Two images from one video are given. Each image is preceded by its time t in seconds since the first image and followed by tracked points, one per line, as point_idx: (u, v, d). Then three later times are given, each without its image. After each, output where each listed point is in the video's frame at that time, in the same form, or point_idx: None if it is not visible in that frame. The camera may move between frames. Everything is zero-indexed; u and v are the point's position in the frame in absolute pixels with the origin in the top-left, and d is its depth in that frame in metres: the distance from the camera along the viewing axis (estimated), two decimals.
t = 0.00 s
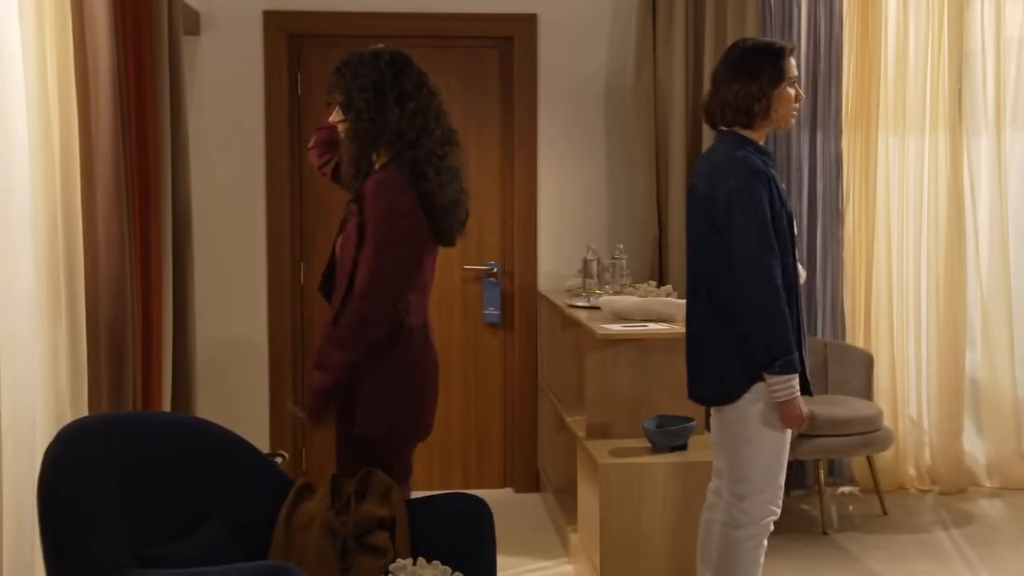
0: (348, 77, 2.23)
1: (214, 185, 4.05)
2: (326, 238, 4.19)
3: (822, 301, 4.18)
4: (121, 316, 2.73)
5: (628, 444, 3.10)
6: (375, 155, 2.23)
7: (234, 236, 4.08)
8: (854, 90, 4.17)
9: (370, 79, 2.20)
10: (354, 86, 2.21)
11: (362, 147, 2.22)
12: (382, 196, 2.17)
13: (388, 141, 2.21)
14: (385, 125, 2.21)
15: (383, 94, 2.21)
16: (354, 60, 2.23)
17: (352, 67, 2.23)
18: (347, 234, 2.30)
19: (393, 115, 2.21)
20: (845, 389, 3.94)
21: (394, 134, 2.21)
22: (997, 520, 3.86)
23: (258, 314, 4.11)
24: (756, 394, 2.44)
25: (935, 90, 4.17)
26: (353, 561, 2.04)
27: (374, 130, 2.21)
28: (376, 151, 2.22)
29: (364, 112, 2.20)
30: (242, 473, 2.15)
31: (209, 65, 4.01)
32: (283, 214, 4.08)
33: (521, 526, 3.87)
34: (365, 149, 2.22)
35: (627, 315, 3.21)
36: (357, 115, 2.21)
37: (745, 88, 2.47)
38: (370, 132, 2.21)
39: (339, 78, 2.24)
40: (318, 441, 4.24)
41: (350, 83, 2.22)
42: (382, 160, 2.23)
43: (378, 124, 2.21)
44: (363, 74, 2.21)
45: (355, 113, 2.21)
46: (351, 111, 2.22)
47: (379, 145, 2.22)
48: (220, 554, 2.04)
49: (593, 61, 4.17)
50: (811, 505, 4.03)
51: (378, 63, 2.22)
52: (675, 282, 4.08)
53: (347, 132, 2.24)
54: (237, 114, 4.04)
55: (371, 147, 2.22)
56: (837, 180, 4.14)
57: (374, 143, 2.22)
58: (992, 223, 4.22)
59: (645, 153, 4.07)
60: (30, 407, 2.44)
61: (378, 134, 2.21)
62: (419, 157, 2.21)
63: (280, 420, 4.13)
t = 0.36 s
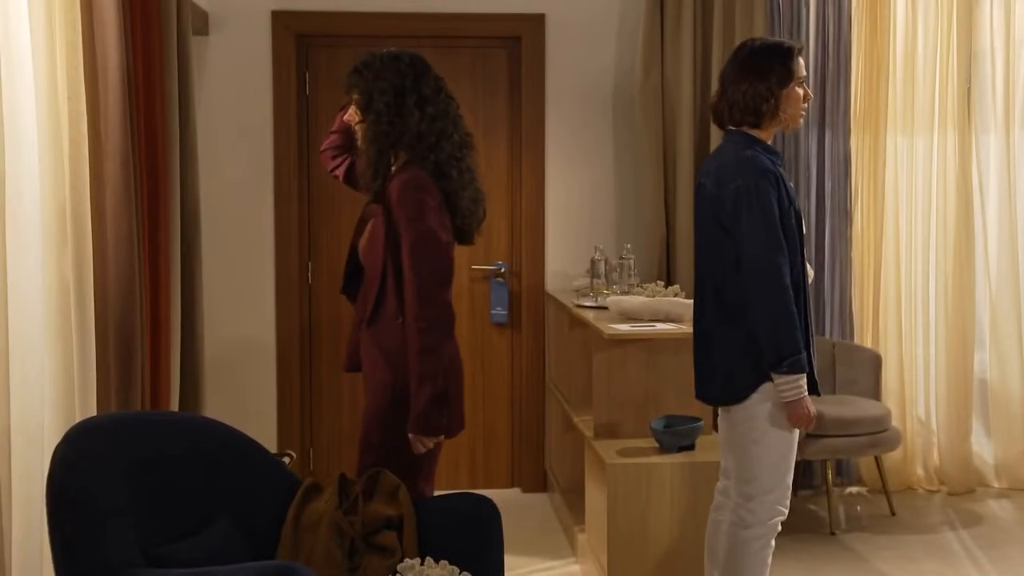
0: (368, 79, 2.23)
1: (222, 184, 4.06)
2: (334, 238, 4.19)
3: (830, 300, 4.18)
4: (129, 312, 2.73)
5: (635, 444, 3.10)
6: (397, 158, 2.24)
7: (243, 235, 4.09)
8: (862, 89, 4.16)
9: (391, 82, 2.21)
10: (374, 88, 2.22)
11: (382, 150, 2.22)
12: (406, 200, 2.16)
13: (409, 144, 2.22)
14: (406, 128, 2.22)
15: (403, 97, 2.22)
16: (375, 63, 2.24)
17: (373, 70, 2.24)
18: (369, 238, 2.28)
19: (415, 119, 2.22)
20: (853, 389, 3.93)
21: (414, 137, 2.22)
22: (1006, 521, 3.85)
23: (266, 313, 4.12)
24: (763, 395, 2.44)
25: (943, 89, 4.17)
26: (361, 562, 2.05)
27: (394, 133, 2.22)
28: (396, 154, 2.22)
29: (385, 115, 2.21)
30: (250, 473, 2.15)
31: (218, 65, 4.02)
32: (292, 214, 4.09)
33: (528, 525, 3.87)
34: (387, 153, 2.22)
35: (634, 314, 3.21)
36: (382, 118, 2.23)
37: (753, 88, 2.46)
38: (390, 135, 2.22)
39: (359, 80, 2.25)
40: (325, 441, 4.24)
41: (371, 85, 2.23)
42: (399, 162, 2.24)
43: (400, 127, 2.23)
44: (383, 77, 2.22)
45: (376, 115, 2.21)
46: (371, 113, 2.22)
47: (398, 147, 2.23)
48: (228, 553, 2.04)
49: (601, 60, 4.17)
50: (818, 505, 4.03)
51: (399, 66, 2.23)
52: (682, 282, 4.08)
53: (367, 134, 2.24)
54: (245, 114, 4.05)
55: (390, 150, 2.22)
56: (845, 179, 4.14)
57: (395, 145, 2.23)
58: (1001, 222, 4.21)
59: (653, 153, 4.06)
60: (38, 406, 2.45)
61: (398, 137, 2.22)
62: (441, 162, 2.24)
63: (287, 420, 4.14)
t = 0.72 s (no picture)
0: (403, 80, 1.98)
1: (222, 184, 4.06)
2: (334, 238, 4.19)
3: (829, 300, 4.18)
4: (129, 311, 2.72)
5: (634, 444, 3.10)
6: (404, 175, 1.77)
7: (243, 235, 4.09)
8: (863, 89, 4.16)
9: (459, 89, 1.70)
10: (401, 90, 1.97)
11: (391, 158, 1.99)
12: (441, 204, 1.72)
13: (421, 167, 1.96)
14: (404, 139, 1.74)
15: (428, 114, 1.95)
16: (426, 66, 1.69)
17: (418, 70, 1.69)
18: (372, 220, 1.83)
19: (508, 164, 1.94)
20: (854, 389, 3.93)
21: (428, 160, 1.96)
22: (1006, 521, 3.85)
23: (266, 313, 4.12)
24: (763, 394, 2.43)
25: (943, 88, 4.17)
26: (360, 560, 2.04)
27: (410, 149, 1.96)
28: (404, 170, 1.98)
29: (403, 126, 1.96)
30: (250, 472, 2.15)
31: (218, 65, 4.02)
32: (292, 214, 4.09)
33: (528, 525, 3.87)
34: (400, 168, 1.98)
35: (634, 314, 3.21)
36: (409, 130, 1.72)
37: (755, 88, 2.46)
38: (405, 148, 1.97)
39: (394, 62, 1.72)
40: (325, 440, 4.23)
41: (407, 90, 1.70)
42: (431, 175, 1.73)
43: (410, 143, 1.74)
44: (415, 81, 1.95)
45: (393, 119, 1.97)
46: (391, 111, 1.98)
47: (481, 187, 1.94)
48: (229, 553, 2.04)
49: (602, 60, 4.17)
50: (818, 505, 4.02)
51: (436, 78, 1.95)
52: (682, 281, 4.07)
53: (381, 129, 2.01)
54: (246, 114, 4.05)
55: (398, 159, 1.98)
56: (845, 179, 4.14)
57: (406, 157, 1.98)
58: (1001, 221, 4.21)
59: (653, 152, 4.06)
60: (38, 406, 2.45)
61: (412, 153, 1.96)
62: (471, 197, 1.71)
63: (287, 419, 4.14)
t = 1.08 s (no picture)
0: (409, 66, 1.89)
1: (221, 183, 4.06)
2: (333, 237, 4.19)
3: (828, 299, 4.18)
4: (128, 315, 2.72)
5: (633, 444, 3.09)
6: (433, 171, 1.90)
7: (242, 235, 4.09)
8: (861, 88, 4.16)
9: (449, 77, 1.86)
10: (410, 82, 1.88)
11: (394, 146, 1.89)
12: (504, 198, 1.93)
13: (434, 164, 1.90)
14: (449, 131, 1.88)
15: (439, 110, 1.86)
16: (478, 73, 1.88)
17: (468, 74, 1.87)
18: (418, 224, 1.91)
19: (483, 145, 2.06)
20: (853, 388, 3.93)
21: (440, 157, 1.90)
22: (1005, 520, 3.86)
23: (265, 312, 4.12)
24: (762, 393, 2.43)
25: (942, 87, 4.17)
26: (359, 557, 2.03)
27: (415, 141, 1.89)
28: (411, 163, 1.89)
29: (411, 118, 1.87)
30: (250, 472, 2.15)
31: (217, 64, 4.02)
32: (290, 213, 4.09)
33: (527, 525, 3.87)
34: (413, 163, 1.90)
35: (634, 313, 3.21)
36: (465, 137, 1.89)
37: (756, 88, 2.46)
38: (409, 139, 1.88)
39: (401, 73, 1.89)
40: (324, 440, 4.23)
41: (468, 96, 1.86)
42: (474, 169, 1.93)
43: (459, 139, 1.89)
44: (423, 75, 1.87)
45: (396, 108, 1.88)
46: (395, 94, 1.89)
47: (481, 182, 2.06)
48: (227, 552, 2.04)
49: (601, 60, 4.17)
50: (817, 505, 4.02)
51: (446, 73, 1.87)
52: (681, 281, 4.08)
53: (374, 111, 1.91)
54: (245, 113, 4.05)
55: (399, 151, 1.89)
56: (844, 178, 4.14)
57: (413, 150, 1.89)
58: (999, 221, 4.22)
59: (652, 152, 4.06)
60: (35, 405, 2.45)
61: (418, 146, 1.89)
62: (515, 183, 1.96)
63: (286, 418, 4.14)
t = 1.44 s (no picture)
0: (427, 77, 2.22)
1: (220, 183, 4.06)
2: (333, 236, 4.19)
3: (827, 299, 4.17)
4: (126, 313, 2.73)
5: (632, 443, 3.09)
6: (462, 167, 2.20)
7: (241, 234, 4.09)
8: (860, 88, 4.16)
9: (454, 82, 2.20)
10: (433, 91, 2.20)
11: (423, 151, 2.16)
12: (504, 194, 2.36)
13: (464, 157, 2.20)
14: (474, 126, 2.20)
15: (463, 110, 2.19)
16: (484, 71, 2.25)
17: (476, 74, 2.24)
18: (456, 234, 2.12)
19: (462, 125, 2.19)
20: (853, 387, 3.93)
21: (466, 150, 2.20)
22: (1004, 519, 3.86)
23: (264, 311, 4.12)
24: (769, 392, 2.43)
25: (941, 87, 4.17)
26: (358, 556, 2.03)
27: (446, 139, 2.18)
28: (448, 163, 2.17)
29: (444, 120, 2.18)
30: (249, 472, 2.15)
31: (216, 63, 4.02)
32: (289, 213, 4.09)
33: (527, 524, 3.87)
34: (446, 165, 2.16)
35: (633, 312, 3.21)
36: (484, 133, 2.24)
37: (761, 89, 2.46)
38: (442, 138, 2.18)
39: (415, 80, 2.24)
40: (324, 440, 4.24)
41: (483, 95, 2.22)
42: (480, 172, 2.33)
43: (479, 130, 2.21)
44: (444, 83, 2.21)
45: (429, 115, 2.18)
46: (421, 102, 2.20)
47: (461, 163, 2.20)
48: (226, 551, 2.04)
49: (600, 60, 4.17)
50: (816, 504, 4.02)
51: (461, 77, 2.21)
52: (680, 281, 4.08)
53: (402, 118, 2.20)
54: (244, 112, 4.05)
55: (435, 152, 2.16)
56: (844, 177, 4.13)
57: (444, 151, 2.16)
58: (998, 220, 4.22)
59: (651, 151, 4.06)
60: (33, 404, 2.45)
61: (450, 143, 2.18)
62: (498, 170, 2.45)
63: (284, 418, 4.13)
